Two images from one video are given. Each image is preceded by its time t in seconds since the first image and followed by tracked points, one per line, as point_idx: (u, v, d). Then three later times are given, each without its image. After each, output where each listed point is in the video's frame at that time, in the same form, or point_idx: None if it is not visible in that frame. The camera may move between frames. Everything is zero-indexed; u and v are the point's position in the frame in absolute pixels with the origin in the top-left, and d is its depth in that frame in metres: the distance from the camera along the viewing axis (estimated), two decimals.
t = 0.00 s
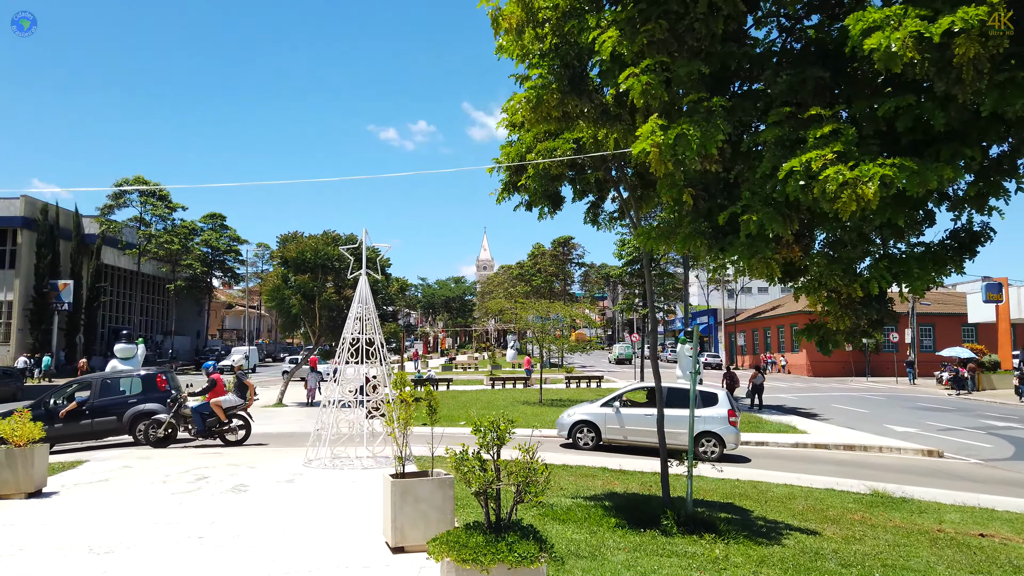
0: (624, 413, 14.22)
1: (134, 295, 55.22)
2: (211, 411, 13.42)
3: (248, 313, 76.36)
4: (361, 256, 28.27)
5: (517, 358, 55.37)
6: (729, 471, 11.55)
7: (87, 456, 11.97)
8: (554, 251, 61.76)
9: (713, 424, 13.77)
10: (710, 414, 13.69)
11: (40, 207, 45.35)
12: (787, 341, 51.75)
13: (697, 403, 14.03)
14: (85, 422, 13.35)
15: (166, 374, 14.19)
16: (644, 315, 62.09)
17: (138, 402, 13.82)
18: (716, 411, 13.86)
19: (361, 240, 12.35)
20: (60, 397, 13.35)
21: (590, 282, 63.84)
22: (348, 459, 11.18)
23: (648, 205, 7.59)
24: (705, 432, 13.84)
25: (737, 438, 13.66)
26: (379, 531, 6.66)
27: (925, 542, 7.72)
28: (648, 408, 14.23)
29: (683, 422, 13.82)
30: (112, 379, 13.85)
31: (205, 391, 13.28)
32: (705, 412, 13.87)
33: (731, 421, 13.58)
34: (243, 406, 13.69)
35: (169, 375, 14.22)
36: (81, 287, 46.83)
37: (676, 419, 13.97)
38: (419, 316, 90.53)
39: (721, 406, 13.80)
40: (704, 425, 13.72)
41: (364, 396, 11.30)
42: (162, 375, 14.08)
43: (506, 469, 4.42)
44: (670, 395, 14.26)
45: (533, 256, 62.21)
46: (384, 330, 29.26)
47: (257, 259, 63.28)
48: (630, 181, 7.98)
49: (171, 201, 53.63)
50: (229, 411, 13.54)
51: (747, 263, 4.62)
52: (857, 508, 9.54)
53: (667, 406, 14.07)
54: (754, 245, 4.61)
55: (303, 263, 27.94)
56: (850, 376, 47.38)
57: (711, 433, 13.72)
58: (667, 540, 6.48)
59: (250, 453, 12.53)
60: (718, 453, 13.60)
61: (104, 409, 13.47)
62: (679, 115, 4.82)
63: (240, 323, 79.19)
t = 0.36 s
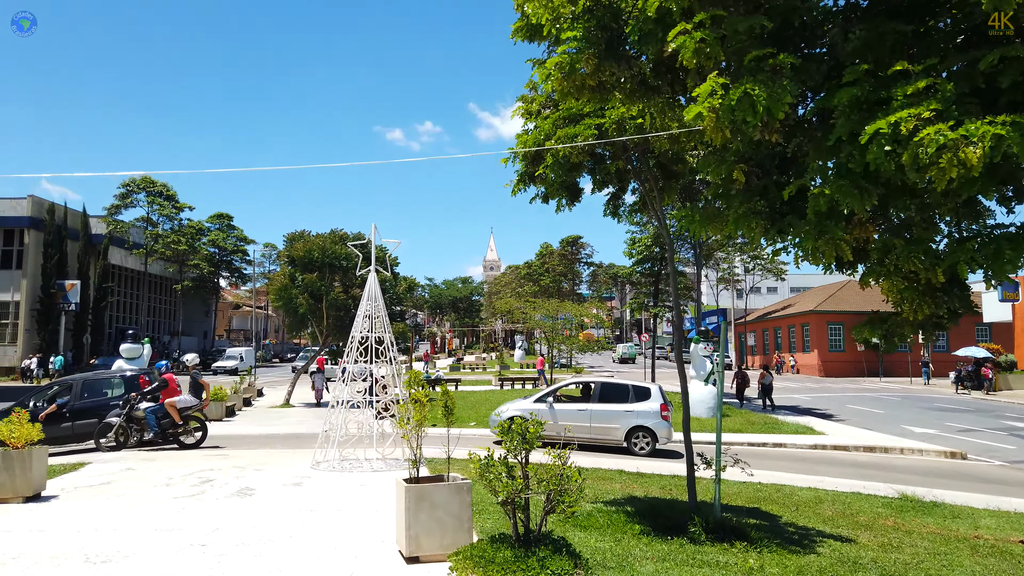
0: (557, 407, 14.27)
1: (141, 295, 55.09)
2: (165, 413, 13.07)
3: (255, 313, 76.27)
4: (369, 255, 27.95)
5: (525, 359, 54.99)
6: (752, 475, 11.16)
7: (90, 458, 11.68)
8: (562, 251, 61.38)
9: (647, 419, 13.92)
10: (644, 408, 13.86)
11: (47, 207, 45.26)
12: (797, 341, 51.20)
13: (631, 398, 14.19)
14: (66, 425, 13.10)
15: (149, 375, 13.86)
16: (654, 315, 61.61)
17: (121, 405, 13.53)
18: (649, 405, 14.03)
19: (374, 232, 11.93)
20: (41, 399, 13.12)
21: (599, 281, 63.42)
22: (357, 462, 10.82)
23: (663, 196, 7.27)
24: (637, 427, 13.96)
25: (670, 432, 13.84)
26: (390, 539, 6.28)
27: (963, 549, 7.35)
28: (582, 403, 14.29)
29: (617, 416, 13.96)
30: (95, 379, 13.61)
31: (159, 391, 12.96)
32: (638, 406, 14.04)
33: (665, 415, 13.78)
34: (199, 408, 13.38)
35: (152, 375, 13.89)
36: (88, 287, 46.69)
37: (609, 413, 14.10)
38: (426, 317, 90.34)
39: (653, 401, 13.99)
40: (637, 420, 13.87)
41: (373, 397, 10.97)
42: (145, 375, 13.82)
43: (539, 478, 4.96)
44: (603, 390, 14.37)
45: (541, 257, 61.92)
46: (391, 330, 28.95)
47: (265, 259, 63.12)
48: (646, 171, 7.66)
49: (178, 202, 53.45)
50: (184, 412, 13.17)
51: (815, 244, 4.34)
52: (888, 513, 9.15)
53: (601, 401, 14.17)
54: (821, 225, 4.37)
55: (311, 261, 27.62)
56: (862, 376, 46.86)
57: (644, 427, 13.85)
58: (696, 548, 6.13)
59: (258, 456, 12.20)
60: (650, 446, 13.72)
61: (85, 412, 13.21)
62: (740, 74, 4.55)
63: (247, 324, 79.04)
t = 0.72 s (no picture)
0: (492, 406, 14.33)
1: (143, 297, 54.84)
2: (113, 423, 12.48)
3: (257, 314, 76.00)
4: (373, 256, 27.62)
5: (529, 361, 54.58)
6: (772, 482, 10.76)
7: (85, 466, 11.29)
8: (567, 251, 61.08)
9: (582, 417, 14.02)
10: (579, 407, 13.93)
11: (49, 208, 45.02)
12: (803, 343, 50.78)
13: (567, 396, 14.27)
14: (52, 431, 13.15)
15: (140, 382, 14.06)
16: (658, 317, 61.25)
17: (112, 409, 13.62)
18: (585, 403, 14.11)
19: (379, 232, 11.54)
20: (29, 403, 13.13)
21: (603, 283, 63.08)
22: (363, 470, 10.42)
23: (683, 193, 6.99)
24: (573, 425, 14.02)
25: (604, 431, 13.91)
26: (398, 556, 5.89)
27: (1004, 566, 6.95)
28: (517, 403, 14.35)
29: (554, 415, 14.02)
30: (83, 384, 13.79)
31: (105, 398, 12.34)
32: (573, 405, 14.13)
33: (600, 414, 13.88)
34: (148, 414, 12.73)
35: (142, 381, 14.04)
36: (89, 289, 46.38)
37: (544, 412, 14.16)
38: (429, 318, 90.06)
39: (589, 399, 14.07)
40: (572, 418, 13.95)
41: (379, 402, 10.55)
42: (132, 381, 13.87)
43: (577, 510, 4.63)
44: (539, 389, 14.44)
45: (545, 258, 61.62)
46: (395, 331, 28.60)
47: (267, 260, 62.83)
48: (669, 169, 7.36)
49: (181, 202, 53.18)
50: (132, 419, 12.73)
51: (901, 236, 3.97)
52: (918, 524, 8.73)
53: (535, 400, 14.24)
54: (905, 215, 4.02)
55: (314, 262, 27.22)
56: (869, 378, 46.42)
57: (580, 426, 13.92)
58: (725, 568, 5.73)
59: (260, 462, 11.82)
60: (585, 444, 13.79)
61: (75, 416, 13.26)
62: (821, 39, 4.15)
63: (250, 325, 78.80)
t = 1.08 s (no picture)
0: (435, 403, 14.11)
1: (147, 296, 54.56)
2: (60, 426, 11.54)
3: (262, 313, 75.73)
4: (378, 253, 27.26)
5: (534, 360, 54.15)
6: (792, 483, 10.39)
7: (82, 466, 10.91)
8: (572, 250, 60.67)
9: (527, 412, 14.05)
10: (525, 402, 13.93)
11: (51, 207, 44.73)
12: (812, 342, 50.29)
13: (512, 391, 14.22)
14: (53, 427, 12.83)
15: (139, 377, 13.60)
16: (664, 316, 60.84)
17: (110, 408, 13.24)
18: (529, 398, 14.12)
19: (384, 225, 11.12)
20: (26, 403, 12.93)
21: (608, 281, 62.64)
22: (369, 470, 10.06)
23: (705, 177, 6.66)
24: (520, 420, 14.00)
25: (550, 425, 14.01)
26: (409, 561, 5.53)
27: None
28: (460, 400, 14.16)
29: (500, 411, 13.96)
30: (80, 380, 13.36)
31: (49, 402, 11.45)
32: (519, 399, 14.10)
33: (546, 408, 13.95)
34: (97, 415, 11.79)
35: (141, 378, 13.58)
36: (93, 288, 46.05)
37: (491, 408, 14.03)
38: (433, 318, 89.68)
39: (534, 394, 14.11)
40: (518, 413, 13.92)
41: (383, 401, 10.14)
42: (134, 379, 13.53)
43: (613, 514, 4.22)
44: (483, 383, 14.31)
45: (551, 256, 61.31)
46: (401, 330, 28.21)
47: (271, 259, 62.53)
48: (690, 152, 7.05)
49: (184, 200, 52.87)
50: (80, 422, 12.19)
51: (1011, 189, 3.63)
52: (951, 526, 8.34)
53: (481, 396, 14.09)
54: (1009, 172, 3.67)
55: (318, 259, 26.86)
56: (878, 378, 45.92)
57: (526, 421, 13.93)
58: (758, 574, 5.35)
59: (262, 461, 11.45)
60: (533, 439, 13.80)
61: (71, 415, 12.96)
62: None
63: (254, 325, 78.54)
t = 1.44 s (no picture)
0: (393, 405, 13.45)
1: (153, 295, 54.35)
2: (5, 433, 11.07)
3: (269, 313, 75.45)
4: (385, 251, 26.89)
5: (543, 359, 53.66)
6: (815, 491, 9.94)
7: (79, 472, 10.51)
8: (580, 248, 60.16)
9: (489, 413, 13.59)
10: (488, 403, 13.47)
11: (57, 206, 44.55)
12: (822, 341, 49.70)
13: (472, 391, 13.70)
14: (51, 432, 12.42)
15: (140, 379, 13.26)
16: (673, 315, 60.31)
17: (109, 410, 12.88)
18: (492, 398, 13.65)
19: (392, 220, 10.64)
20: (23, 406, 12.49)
21: (617, 280, 62.08)
22: (376, 477, 9.63)
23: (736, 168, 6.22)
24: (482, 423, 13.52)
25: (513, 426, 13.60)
26: None
27: None
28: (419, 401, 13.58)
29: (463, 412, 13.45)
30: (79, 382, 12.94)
31: None
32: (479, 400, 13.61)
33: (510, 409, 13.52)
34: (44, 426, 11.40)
35: (143, 380, 13.25)
36: (99, 288, 45.83)
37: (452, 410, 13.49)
38: (441, 317, 89.20)
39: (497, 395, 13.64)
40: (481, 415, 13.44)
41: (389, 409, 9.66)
42: (134, 381, 13.19)
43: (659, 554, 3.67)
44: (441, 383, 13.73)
45: (559, 255, 60.95)
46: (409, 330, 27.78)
47: (278, 258, 62.20)
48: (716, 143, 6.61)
49: (190, 199, 52.60)
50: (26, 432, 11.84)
51: None
52: (993, 539, 7.84)
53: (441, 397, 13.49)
54: None
55: (324, 258, 26.46)
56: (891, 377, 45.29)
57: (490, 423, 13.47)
58: None
59: (265, 467, 11.03)
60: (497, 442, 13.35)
61: (69, 418, 12.55)
62: None
63: (261, 324, 78.32)
